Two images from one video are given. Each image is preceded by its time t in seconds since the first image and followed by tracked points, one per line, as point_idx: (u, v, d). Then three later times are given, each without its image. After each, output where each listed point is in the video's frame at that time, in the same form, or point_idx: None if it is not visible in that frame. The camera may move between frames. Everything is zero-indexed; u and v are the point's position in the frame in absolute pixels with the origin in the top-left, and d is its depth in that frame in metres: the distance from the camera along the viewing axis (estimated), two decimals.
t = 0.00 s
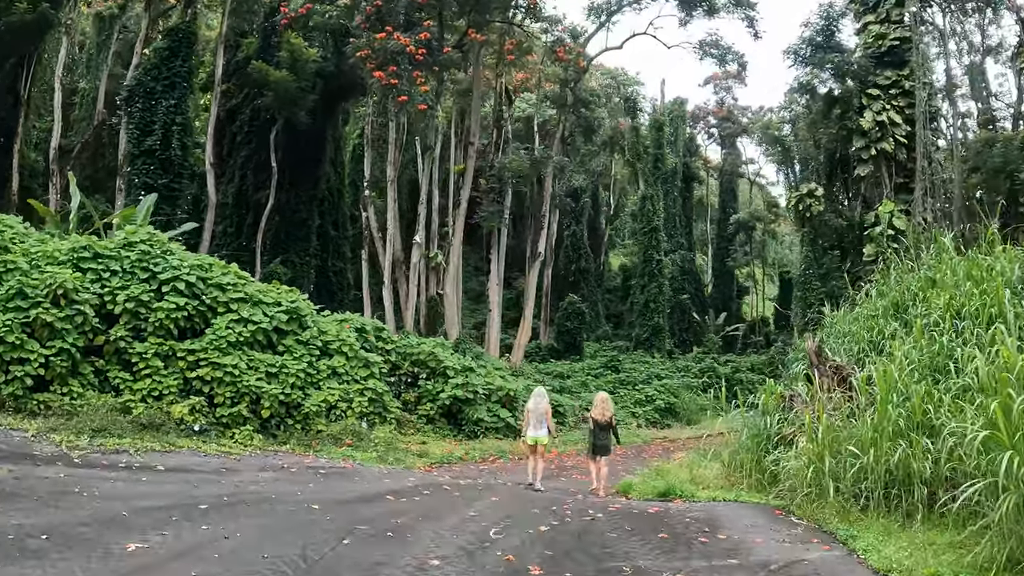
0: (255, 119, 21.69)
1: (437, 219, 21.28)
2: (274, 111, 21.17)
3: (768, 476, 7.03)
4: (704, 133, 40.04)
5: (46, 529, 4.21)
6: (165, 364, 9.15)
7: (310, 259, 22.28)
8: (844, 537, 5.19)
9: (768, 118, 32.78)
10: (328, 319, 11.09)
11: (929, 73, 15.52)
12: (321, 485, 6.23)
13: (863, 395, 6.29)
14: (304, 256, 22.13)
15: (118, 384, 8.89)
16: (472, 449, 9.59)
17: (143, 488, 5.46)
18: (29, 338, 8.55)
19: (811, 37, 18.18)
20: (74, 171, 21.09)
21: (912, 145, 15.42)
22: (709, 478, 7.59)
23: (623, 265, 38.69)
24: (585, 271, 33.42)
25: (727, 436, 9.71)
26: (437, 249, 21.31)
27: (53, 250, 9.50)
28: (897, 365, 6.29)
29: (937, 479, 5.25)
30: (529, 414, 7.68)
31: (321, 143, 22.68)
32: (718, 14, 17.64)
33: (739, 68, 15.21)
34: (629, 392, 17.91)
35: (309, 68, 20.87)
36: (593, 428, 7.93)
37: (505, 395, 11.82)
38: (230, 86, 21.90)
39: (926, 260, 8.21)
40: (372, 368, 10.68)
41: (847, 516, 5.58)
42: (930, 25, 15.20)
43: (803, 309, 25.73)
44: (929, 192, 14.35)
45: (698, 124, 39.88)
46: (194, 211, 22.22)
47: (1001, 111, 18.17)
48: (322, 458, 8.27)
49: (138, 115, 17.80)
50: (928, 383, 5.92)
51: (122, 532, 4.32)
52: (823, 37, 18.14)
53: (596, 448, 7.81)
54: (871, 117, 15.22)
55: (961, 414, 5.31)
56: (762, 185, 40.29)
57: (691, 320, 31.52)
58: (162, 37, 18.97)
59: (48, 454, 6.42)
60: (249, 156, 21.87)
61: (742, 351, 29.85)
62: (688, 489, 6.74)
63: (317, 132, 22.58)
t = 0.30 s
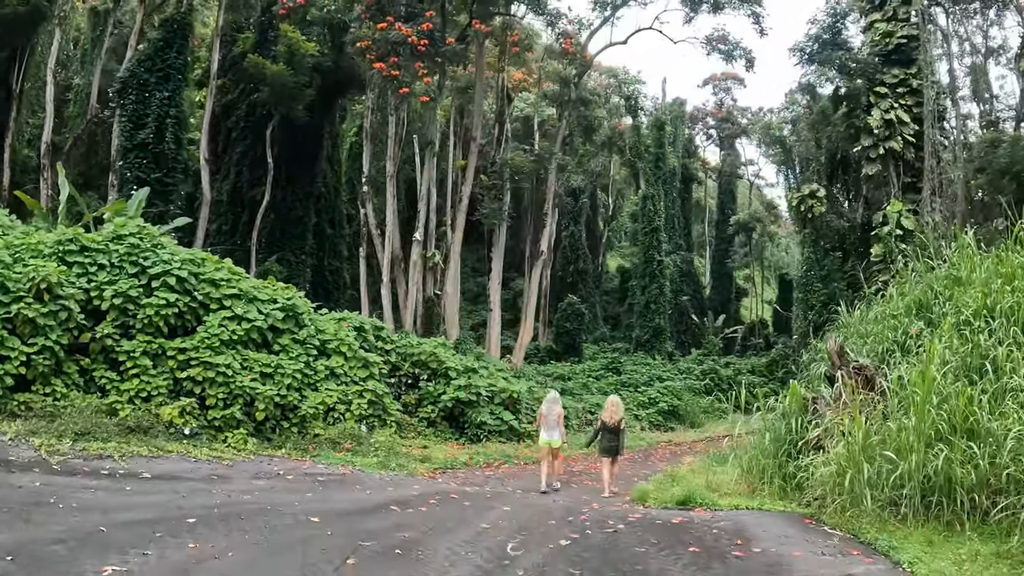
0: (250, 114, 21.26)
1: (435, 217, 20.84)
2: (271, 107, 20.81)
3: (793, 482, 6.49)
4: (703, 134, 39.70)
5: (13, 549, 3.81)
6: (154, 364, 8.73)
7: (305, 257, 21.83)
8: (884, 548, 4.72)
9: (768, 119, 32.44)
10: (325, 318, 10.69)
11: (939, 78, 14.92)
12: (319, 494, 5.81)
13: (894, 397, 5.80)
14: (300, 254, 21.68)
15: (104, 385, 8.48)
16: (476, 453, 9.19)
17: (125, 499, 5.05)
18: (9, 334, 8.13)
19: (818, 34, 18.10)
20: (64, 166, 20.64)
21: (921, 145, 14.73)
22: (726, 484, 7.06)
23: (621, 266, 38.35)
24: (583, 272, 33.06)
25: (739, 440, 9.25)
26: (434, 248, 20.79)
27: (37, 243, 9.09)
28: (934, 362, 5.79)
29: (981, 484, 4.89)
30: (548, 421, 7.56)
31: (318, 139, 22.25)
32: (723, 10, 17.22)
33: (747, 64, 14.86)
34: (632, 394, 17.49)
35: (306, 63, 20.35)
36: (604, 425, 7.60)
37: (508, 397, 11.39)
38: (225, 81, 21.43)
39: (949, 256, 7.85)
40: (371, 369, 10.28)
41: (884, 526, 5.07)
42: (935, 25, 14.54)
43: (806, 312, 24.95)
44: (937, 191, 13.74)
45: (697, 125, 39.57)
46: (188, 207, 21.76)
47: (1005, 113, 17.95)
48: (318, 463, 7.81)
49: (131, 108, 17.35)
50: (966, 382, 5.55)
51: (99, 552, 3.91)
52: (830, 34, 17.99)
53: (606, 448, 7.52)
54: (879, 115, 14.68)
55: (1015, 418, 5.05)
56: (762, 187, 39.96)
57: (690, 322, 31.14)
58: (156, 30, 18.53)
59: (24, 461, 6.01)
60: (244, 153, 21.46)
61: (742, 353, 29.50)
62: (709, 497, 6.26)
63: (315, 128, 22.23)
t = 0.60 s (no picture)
0: (238, 110, 20.98)
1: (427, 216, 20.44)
2: (259, 102, 20.42)
3: (809, 489, 6.19)
4: (695, 135, 39.53)
5: None
6: (134, 365, 8.32)
7: (294, 257, 21.37)
8: (919, 562, 4.48)
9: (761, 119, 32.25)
10: (314, 317, 10.31)
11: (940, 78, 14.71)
12: (308, 506, 5.46)
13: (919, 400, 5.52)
14: (288, 254, 21.22)
15: (80, 387, 8.06)
16: (472, 459, 8.82)
17: (97, 516, 4.69)
18: None
19: (816, 32, 18.03)
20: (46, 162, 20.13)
21: (921, 143, 14.53)
22: (736, 490, 6.72)
23: (612, 267, 38.06)
24: (574, 272, 32.77)
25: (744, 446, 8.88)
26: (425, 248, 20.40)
27: (13, 237, 8.69)
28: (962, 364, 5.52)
29: (1018, 490, 4.73)
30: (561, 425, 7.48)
31: (307, 136, 21.74)
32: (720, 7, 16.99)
33: (746, 60, 14.63)
34: (627, 396, 17.15)
35: (296, 58, 19.81)
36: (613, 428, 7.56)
37: (504, 400, 11.00)
38: (214, 77, 21.33)
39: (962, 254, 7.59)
40: (362, 370, 9.90)
41: (915, 538, 4.80)
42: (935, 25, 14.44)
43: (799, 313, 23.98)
44: (939, 190, 13.61)
45: (688, 126, 39.35)
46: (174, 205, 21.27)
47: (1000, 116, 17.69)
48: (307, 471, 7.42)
49: (115, 101, 16.85)
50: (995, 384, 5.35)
51: None
52: (828, 31, 17.97)
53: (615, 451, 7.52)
54: (879, 114, 14.42)
55: None
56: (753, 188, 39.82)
57: (682, 323, 30.85)
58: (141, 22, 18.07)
59: None
60: (232, 150, 21.14)
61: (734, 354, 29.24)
62: (721, 505, 5.92)
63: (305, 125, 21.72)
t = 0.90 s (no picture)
0: (219, 107, 20.33)
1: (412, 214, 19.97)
2: (240, 98, 19.90)
3: (817, 497, 5.82)
4: (681, 136, 39.41)
5: None
6: (99, 366, 7.80)
7: (275, 257, 20.83)
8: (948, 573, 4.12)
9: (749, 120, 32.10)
10: (293, 317, 9.84)
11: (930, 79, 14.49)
12: (281, 522, 5.04)
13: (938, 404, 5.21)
14: (270, 254, 20.67)
15: (41, 390, 7.54)
16: (458, 466, 8.39)
17: (45, 535, 4.26)
18: None
19: (808, 29, 17.84)
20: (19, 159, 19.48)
21: (915, 141, 14.38)
22: (738, 498, 6.34)
23: (598, 269, 37.73)
24: (560, 274, 32.44)
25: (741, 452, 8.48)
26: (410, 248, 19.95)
27: None
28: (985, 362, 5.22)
29: None
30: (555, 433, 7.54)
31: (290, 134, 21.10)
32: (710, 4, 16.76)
33: (739, 56, 14.37)
34: (616, 399, 16.78)
35: (278, 53, 19.36)
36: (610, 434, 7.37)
37: (490, 403, 10.58)
38: (195, 73, 20.49)
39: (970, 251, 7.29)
40: (343, 373, 9.44)
41: (940, 550, 4.45)
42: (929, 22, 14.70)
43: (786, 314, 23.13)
44: (933, 188, 13.51)
45: (675, 127, 39.15)
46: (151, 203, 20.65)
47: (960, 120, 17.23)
48: (283, 481, 6.96)
49: (90, 94, 16.22)
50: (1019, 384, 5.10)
51: None
52: (821, 29, 17.77)
53: (614, 453, 7.38)
54: (873, 111, 14.22)
55: None
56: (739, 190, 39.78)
57: (670, 325, 30.58)
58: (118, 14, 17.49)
59: None
60: (212, 147, 20.55)
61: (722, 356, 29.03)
62: (726, 515, 5.53)
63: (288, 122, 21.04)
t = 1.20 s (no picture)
0: (202, 103, 19.63)
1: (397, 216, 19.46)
2: (223, 94, 19.33)
3: (832, 509, 5.42)
4: (669, 139, 39.14)
5: None
6: (62, 369, 7.25)
7: (258, 257, 20.25)
8: None
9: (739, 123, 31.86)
10: (272, 318, 9.35)
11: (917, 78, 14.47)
12: (252, 544, 4.59)
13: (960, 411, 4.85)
14: (252, 254, 20.08)
15: None
16: (444, 476, 7.94)
17: None
18: None
19: (804, 27, 17.70)
20: None
21: (912, 142, 14.15)
22: (747, 510, 5.91)
23: (586, 272, 37.34)
24: (547, 276, 32.03)
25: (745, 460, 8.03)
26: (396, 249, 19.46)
27: None
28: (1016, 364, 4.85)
29: None
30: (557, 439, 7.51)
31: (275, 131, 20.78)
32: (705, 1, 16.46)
33: (735, 52, 14.05)
34: (606, 404, 16.35)
35: (262, 48, 18.75)
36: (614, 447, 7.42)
37: (478, 409, 10.13)
38: (179, 69, 19.66)
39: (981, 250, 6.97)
40: (324, 377, 8.95)
41: (977, 566, 4.00)
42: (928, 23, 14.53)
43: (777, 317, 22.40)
44: (932, 189, 13.31)
45: (663, 130, 38.90)
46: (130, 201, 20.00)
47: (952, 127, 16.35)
48: (255, 495, 6.46)
49: (66, 86, 15.57)
50: None
51: None
52: (818, 26, 17.61)
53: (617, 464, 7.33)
54: (870, 110, 13.98)
55: None
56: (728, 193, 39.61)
57: (659, 329, 30.20)
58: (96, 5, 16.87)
59: None
60: (194, 144, 19.77)
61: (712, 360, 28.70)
62: (738, 530, 5.11)
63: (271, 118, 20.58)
